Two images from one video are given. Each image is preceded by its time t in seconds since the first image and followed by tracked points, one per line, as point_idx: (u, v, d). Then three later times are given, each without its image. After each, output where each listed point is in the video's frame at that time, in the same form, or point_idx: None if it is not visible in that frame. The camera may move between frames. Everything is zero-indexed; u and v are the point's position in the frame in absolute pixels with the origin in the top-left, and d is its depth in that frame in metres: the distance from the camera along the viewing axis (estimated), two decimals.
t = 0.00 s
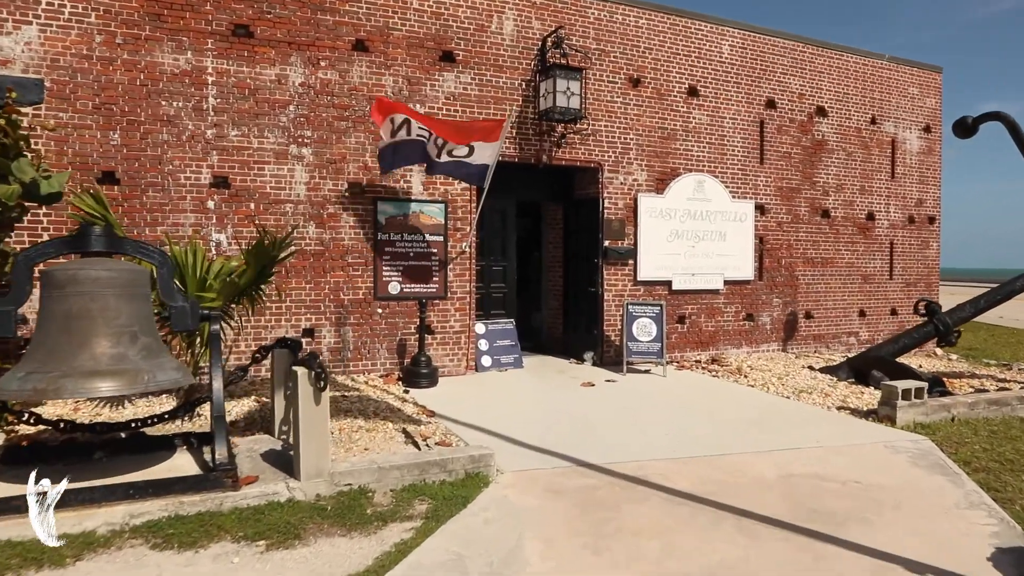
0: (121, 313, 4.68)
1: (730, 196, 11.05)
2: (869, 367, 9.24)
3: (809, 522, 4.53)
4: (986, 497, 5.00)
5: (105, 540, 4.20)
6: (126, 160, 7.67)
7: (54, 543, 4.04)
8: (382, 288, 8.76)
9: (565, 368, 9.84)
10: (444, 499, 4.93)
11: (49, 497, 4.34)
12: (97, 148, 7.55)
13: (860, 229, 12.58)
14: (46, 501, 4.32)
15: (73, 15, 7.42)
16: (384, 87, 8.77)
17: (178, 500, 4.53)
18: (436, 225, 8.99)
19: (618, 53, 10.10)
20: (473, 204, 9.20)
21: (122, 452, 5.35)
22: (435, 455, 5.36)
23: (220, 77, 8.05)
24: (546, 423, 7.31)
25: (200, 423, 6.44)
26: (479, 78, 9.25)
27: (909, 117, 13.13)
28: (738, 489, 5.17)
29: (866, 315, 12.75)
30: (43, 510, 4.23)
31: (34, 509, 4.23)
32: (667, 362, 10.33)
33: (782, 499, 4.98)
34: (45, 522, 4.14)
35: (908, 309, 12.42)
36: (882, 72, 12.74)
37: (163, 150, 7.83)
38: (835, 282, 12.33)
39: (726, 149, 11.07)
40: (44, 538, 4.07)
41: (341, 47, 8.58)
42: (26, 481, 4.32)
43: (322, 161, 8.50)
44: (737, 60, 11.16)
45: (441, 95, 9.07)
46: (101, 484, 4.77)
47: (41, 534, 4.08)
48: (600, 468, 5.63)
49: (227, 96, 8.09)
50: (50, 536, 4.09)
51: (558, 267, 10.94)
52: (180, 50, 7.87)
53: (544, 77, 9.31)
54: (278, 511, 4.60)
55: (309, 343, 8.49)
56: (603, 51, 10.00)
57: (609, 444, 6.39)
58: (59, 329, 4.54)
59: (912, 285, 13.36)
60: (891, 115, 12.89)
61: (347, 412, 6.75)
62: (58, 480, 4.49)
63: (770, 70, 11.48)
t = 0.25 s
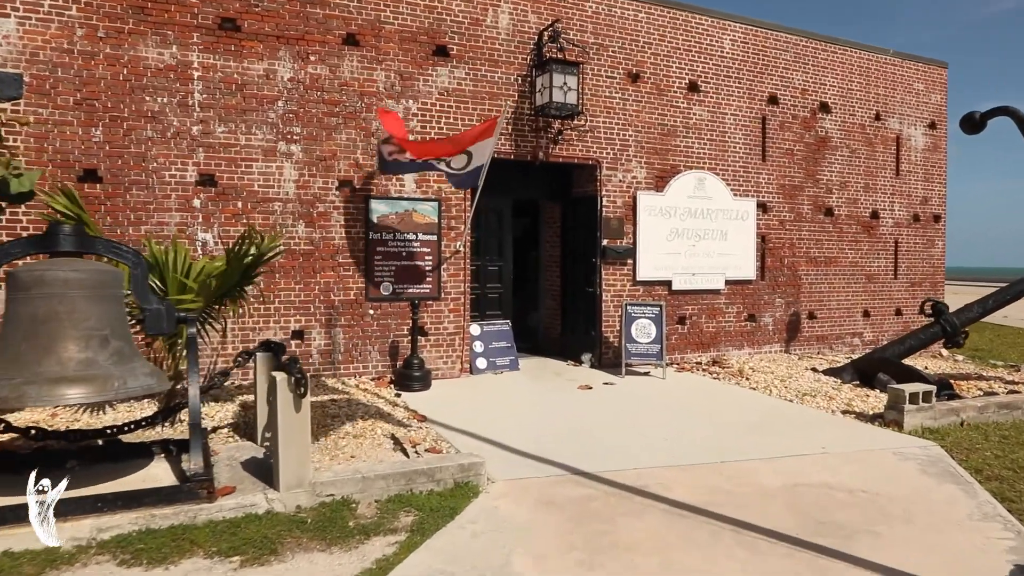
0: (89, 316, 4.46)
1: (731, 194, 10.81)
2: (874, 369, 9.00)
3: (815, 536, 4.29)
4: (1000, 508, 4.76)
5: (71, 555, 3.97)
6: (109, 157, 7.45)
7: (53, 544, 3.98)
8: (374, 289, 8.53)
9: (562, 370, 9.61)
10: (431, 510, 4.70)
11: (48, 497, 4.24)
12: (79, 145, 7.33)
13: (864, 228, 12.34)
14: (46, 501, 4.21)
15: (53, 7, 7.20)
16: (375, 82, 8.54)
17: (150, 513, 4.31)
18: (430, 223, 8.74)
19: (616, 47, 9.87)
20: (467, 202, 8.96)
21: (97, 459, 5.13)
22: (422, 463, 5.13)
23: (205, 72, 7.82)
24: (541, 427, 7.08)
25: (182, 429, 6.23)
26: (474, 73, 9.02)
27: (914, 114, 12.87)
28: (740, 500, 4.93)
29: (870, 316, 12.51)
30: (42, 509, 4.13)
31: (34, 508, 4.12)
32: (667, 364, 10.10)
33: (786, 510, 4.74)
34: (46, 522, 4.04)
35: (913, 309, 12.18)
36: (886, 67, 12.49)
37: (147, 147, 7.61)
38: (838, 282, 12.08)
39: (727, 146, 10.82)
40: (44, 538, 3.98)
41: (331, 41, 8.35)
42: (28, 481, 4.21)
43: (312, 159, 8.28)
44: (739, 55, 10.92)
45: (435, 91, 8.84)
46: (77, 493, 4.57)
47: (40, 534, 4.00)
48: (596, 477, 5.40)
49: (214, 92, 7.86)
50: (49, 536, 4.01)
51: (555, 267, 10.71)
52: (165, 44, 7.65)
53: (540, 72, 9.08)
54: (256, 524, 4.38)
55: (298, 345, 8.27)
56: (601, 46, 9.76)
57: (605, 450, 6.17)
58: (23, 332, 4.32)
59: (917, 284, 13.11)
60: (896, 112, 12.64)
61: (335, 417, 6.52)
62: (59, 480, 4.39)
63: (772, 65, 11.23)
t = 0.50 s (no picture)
0: (54, 315, 4.22)
1: (734, 191, 10.54)
2: (880, 371, 8.74)
3: (823, 552, 4.03)
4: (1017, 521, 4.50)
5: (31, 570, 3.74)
6: (90, 151, 7.21)
7: (54, 543, 3.87)
8: (365, 288, 8.29)
9: (559, 371, 9.37)
10: (415, 521, 4.45)
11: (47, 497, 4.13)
12: (59, 138, 7.10)
13: (870, 227, 12.07)
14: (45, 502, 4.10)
15: None
16: (367, 74, 8.30)
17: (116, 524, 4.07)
18: (423, 220, 8.51)
19: (616, 40, 9.61)
20: (462, 199, 8.71)
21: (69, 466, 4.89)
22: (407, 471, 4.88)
23: (191, 64, 7.58)
24: (535, 432, 6.83)
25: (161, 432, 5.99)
26: (469, 66, 8.77)
27: (921, 110, 12.60)
28: (742, 511, 4.67)
29: (875, 316, 12.24)
30: (42, 509, 4.02)
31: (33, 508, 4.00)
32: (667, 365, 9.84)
33: (791, 523, 4.48)
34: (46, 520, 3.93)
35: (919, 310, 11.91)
36: (893, 62, 12.21)
37: (130, 141, 7.37)
38: (843, 282, 11.82)
39: (730, 142, 10.56)
40: (44, 538, 3.87)
41: (321, 32, 8.10)
42: (29, 479, 4.08)
43: (302, 153, 8.05)
44: (742, 49, 10.65)
45: (428, 84, 8.59)
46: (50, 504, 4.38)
47: (40, 534, 3.89)
48: (590, 485, 5.15)
49: (199, 84, 7.62)
50: (50, 536, 3.90)
51: (553, 265, 10.46)
52: (149, 34, 7.41)
53: (537, 65, 8.82)
54: (228, 537, 4.13)
55: (287, 345, 8.04)
56: (600, 38, 9.50)
57: (601, 456, 5.92)
58: None
59: (923, 284, 12.83)
60: (902, 108, 12.36)
61: (320, 420, 6.27)
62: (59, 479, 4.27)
63: (776, 59, 10.97)
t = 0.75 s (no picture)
0: (9, 316, 3.95)
1: (735, 189, 10.28)
2: (886, 374, 8.48)
3: (832, 571, 3.77)
4: None
5: None
6: (68, 147, 6.96)
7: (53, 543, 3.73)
8: (354, 288, 8.03)
9: (555, 374, 9.11)
10: (397, 537, 4.20)
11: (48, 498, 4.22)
12: (35, 134, 6.85)
13: (874, 226, 11.80)
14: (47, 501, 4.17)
15: None
16: (356, 68, 8.05)
17: (76, 541, 3.81)
18: (415, 219, 8.25)
19: (613, 34, 9.35)
20: (454, 197, 8.45)
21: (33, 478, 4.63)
22: (390, 481, 4.63)
23: (172, 57, 7.33)
24: (528, 438, 6.57)
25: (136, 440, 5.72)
26: (461, 60, 8.52)
27: (926, 107, 12.33)
28: (744, 525, 4.41)
29: (880, 317, 11.97)
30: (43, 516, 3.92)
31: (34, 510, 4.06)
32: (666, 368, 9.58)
33: (797, 538, 4.22)
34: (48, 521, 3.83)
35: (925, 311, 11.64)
36: (897, 58, 11.95)
37: (109, 136, 7.12)
38: (846, 282, 11.55)
39: (731, 138, 10.30)
40: (44, 538, 3.73)
41: (308, 25, 7.86)
42: (29, 480, 4.16)
43: (288, 150, 7.80)
44: (743, 43, 10.39)
45: (419, 79, 8.33)
46: (14, 519, 4.13)
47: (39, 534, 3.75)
48: (584, 497, 4.88)
49: (182, 78, 7.37)
50: (49, 536, 3.75)
51: (549, 266, 10.21)
52: (129, 26, 7.16)
53: (532, 59, 8.56)
54: (196, 554, 3.87)
55: (273, 348, 7.79)
56: (597, 32, 9.24)
57: (596, 463, 5.66)
58: None
59: (929, 285, 12.56)
60: (907, 104, 12.10)
61: (303, 427, 6.01)
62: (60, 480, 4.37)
63: (778, 54, 10.70)
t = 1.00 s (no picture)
0: None
1: (736, 186, 10.01)
2: (892, 376, 8.21)
3: None
4: None
5: None
6: (43, 139, 6.70)
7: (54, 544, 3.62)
8: (342, 287, 7.77)
9: (550, 375, 8.84)
10: (376, 551, 3.93)
11: (47, 497, 4.20)
12: (8, 125, 6.59)
13: (878, 224, 11.53)
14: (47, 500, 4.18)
15: None
16: (345, 59, 7.78)
17: (28, 557, 3.55)
18: (405, 216, 8.00)
19: (611, 25, 9.08)
20: (446, 192, 8.19)
21: None
22: (370, 491, 4.36)
23: (153, 47, 7.06)
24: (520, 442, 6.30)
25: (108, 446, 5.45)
26: (454, 51, 8.25)
27: (932, 102, 12.06)
28: (746, 538, 4.14)
29: (884, 317, 11.70)
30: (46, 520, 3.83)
31: (34, 509, 4.02)
32: (665, 369, 9.32)
33: (802, 553, 3.95)
34: (48, 526, 3.75)
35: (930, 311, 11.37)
36: (903, 52, 11.67)
37: (86, 128, 6.85)
38: (850, 281, 11.28)
39: (732, 134, 10.03)
40: (44, 538, 3.63)
41: (295, 14, 7.59)
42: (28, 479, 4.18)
43: (274, 143, 7.54)
44: (745, 36, 10.12)
45: (410, 70, 8.07)
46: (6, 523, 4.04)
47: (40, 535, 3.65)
48: (576, 507, 4.62)
49: (163, 68, 7.10)
50: (49, 536, 3.65)
51: (546, 264, 9.94)
52: (108, 14, 6.89)
53: (526, 50, 8.29)
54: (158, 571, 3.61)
55: (258, 348, 7.53)
56: (595, 23, 8.97)
57: (591, 470, 5.39)
58: None
59: (934, 284, 12.29)
60: (912, 100, 11.83)
61: (284, 431, 5.75)
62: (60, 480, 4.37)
63: (780, 47, 10.43)
